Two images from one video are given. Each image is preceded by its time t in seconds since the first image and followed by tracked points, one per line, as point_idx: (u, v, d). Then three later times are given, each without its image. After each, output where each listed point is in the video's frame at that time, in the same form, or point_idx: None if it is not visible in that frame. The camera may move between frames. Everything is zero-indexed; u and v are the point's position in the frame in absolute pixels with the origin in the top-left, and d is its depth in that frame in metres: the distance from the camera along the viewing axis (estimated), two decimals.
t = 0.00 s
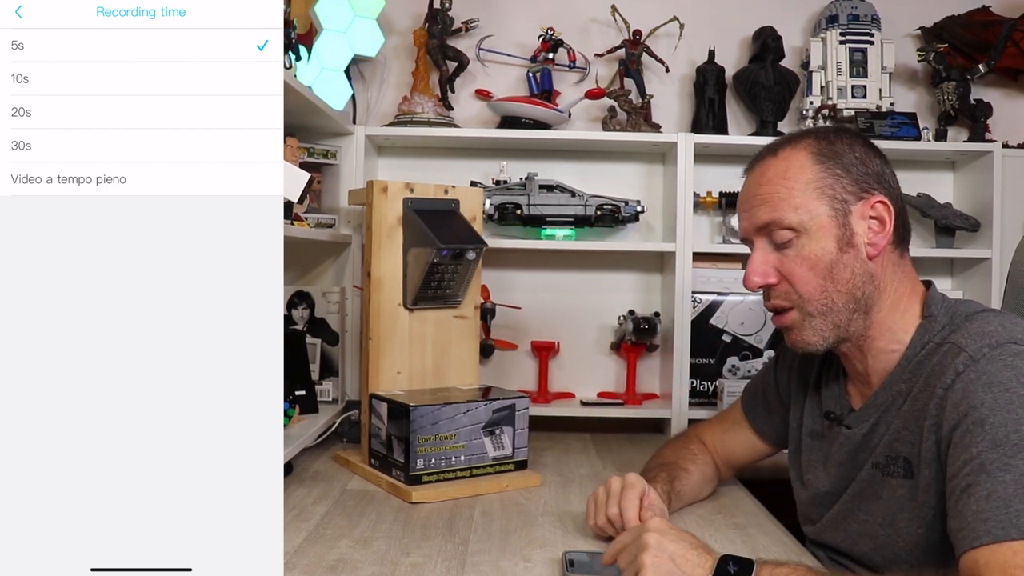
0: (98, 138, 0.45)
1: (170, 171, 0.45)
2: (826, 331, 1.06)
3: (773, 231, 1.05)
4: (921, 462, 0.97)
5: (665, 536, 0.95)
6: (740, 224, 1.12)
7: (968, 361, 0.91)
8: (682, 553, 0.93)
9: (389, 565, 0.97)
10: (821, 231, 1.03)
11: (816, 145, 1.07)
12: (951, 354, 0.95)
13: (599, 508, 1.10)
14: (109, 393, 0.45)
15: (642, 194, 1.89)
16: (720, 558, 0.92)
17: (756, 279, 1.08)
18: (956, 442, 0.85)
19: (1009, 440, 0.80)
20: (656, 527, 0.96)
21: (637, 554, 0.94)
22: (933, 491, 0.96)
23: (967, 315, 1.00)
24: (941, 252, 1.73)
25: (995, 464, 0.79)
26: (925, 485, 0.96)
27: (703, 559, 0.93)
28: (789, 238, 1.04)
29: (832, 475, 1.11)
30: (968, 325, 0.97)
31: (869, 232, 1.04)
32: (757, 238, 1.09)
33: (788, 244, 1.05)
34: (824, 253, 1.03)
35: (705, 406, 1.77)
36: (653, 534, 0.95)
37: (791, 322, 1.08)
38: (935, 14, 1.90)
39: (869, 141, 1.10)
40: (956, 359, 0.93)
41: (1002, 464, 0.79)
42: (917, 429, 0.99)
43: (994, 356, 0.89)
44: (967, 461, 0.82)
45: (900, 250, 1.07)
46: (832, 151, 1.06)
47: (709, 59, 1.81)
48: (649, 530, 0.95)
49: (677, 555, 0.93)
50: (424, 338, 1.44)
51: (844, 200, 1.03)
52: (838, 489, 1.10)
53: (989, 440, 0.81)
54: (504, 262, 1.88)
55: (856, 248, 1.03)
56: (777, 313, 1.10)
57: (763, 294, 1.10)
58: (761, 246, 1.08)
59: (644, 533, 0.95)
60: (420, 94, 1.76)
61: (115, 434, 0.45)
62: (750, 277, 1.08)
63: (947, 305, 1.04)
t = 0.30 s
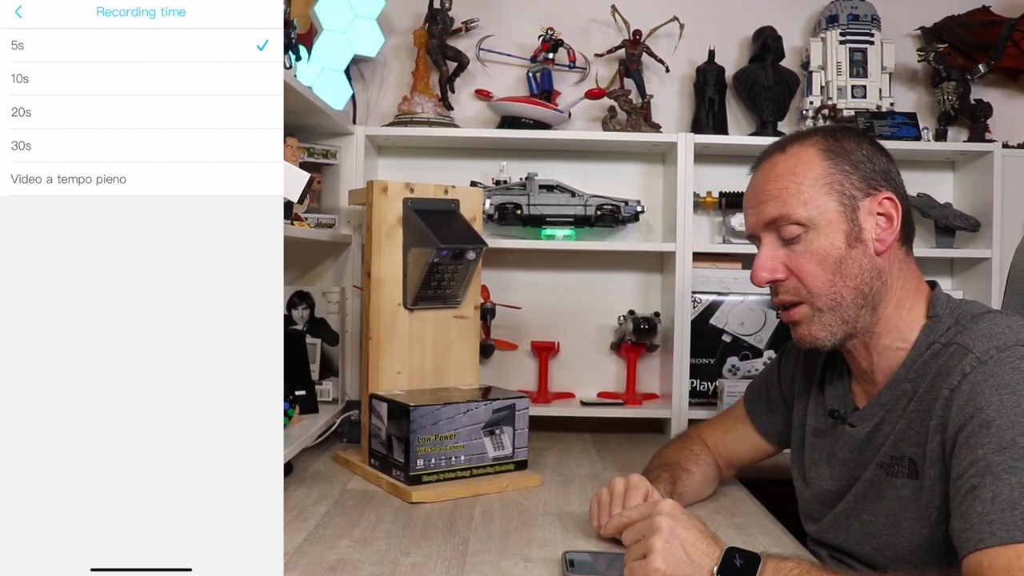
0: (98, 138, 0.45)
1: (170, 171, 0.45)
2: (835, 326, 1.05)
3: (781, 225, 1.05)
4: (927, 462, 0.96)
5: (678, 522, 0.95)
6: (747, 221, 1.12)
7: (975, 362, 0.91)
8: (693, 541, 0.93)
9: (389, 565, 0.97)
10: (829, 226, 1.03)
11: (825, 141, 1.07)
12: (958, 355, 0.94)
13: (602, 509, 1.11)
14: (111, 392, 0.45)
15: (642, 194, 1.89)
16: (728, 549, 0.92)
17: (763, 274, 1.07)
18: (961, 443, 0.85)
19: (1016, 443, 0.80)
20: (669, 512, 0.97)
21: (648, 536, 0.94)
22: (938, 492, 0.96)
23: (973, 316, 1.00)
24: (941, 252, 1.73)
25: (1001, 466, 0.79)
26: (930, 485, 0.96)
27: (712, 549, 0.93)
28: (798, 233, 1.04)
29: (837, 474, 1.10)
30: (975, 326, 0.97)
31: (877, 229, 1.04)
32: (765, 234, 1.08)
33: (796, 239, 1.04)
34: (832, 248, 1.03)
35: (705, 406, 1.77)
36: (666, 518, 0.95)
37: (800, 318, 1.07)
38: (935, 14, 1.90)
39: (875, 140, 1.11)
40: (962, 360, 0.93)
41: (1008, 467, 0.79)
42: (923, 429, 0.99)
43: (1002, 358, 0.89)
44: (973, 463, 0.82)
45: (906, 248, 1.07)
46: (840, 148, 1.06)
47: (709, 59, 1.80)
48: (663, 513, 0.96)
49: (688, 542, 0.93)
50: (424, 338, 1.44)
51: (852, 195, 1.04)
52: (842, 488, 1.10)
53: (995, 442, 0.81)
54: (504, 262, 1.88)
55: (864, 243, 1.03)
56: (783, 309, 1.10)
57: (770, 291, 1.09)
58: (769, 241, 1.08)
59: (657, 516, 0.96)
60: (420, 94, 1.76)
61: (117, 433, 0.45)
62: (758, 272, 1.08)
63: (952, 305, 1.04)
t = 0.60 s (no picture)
0: (99, 138, 0.45)
1: (171, 171, 0.45)
2: (830, 327, 1.05)
3: (777, 227, 1.05)
4: (925, 461, 0.96)
5: (664, 538, 0.95)
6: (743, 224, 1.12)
7: (973, 361, 0.91)
8: (682, 553, 0.93)
9: (389, 565, 0.97)
10: (824, 228, 1.03)
11: (819, 143, 1.07)
12: (956, 354, 0.94)
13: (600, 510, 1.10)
14: (110, 387, 0.45)
15: (642, 194, 1.89)
16: (719, 558, 0.92)
17: (760, 276, 1.07)
18: (959, 441, 0.85)
19: (1013, 439, 0.80)
20: (654, 529, 0.96)
21: (636, 555, 0.94)
22: (937, 491, 0.96)
23: (972, 316, 1.00)
24: (941, 252, 1.73)
25: (997, 463, 0.79)
26: (930, 485, 0.96)
27: (702, 558, 0.93)
28: (793, 235, 1.04)
29: (837, 474, 1.10)
30: (973, 326, 0.97)
31: (872, 230, 1.04)
32: (760, 236, 1.08)
33: (792, 241, 1.04)
34: (828, 250, 1.03)
35: (705, 406, 1.77)
36: (651, 536, 0.94)
37: (796, 320, 1.07)
38: (935, 14, 1.90)
39: (871, 141, 1.10)
40: (961, 359, 0.93)
41: (1004, 463, 0.79)
42: (922, 429, 0.98)
43: (999, 356, 0.89)
44: (970, 460, 0.82)
45: (903, 248, 1.07)
46: (835, 149, 1.06)
47: (709, 59, 1.80)
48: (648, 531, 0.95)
49: (676, 556, 0.93)
50: (424, 338, 1.44)
51: (847, 197, 1.04)
52: (842, 488, 1.10)
53: (993, 439, 0.81)
54: (504, 262, 1.88)
55: (859, 245, 1.03)
56: (781, 311, 1.10)
57: (767, 293, 1.09)
58: (765, 243, 1.08)
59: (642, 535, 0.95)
60: (420, 94, 1.76)
61: (115, 434, 0.45)
62: (754, 274, 1.08)
63: (951, 305, 1.04)
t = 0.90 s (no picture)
0: (99, 138, 0.45)
1: (170, 171, 0.45)
2: (831, 326, 1.05)
3: (778, 227, 1.05)
4: (926, 464, 0.96)
5: (687, 517, 0.96)
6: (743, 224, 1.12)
7: (973, 363, 0.91)
8: (701, 539, 0.95)
9: (389, 565, 0.97)
10: (825, 228, 1.03)
11: (820, 143, 1.07)
12: (956, 357, 0.94)
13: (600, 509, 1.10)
14: (110, 387, 0.45)
15: (642, 194, 1.89)
16: (732, 547, 0.93)
17: (761, 276, 1.07)
18: (961, 445, 0.85)
19: (1016, 444, 0.80)
20: (678, 506, 0.98)
21: (657, 530, 0.95)
22: (938, 493, 0.96)
23: (971, 317, 1.00)
24: (941, 252, 1.72)
25: (1000, 467, 0.79)
26: (930, 487, 0.96)
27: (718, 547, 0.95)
28: (794, 234, 1.04)
29: (837, 476, 1.10)
30: (972, 327, 0.97)
31: (873, 229, 1.04)
32: (761, 236, 1.08)
33: (793, 240, 1.04)
34: (829, 249, 1.03)
35: (705, 406, 1.77)
36: (674, 513, 0.96)
37: (797, 319, 1.07)
38: (935, 14, 1.90)
39: (871, 141, 1.10)
40: (961, 361, 0.93)
41: (1007, 468, 0.79)
42: (922, 431, 0.98)
43: (1000, 359, 0.89)
44: (973, 465, 0.82)
45: (903, 248, 1.07)
46: (836, 149, 1.06)
47: (709, 59, 1.80)
48: (672, 507, 0.97)
49: (695, 540, 0.95)
50: (424, 338, 1.44)
51: (848, 197, 1.04)
52: (842, 490, 1.10)
53: (995, 443, 0.81)
54: (504, 262, 1.88)
55: (860, 244, 1.03)
56: (781, 310, 1.10)
57: (767, 292, 1.09)
58: (765, 243, 1.08)
59: (666, 510, 0.97)
60: (420, 94, 1.76)
61: (116, 430, 0.45)
62: (755, 273, 1.08)
63: (950, 305, 1.04)
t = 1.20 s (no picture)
0: (99, 138, 0.45)
1: (170, 171, 0.45)
2: (835, 325, 1.05)
3: (781, 225, 1.05)
4: (929, 464, 0.96)
5: (689, 517, 0.96)
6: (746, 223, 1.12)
7: (977, 363, 0.91)
8: (701, 538, 0.94)
9: (389, 565, 0.97)
10: (829, 227, 1.03)
11: (824, 141, 1.07)
12: (959, 357, 0.94)
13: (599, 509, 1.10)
14: (111, 386, 0.45)
15: (642, 194, 1.89)
16: (732, 547, 0.92)
17: (764, 274, 1.07)
18: (964, 444, 0.85)
19: (1018, 443, 0.80)
20: (680, 504, 0.98)
21: (657, 526, 0.95)
22: (941, 494, 0.96)
23: (974, 317, 1.00)
24: (941, 252, 1.72)
25: (1002, 467, 0.79)
26: (933, 487, 0.96)
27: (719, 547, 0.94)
28: (797, 233, 1.04)
29: (840, 476, 1.10)
30: (976, 328, 0.97)
31: (877, 228, 1.04)
32: (764, 235, 1.08)
33: (796, 239, 1.04)
34: (832, 248, 1.03)
35: (705, 406, 1.77)
36: (676, 511, 0.96)
37: (801, 318, 1.07)
38: (935, 14, 1.90)
39: (875, 140, 1.10)
40: (964, 361, 0.93)
41: (1009, 468, 0.79)
42: (926, 431, 0.98)
43: (1003, 359, 0.89)
44: (975, 465, 0.82)
45: (906, 247, 1.07)
46: (840, 148, 1.06)
47: (709, 59, 1.80)
48: (674, 505, 0.97)
49: (695, 539, 0.94)
50: (424, 338, 1.44)
51: (852, 195, 1.04)
52: (844, 489, 1.10)
53: (997, 443, 0.81)
54: (504, 262, 1.88)
55: (863, 243, 1.03)
56: (784, 309, 1.10)
57: (770, 290, 1.09)
58: (769, 241, 1.08)
59: (668, 508, 0.97)
60: (420, 94, 1.76)
61: (118, 428, 0.45)
62: (758, 272, 1.08)
63: (953, 306, 1.04)
